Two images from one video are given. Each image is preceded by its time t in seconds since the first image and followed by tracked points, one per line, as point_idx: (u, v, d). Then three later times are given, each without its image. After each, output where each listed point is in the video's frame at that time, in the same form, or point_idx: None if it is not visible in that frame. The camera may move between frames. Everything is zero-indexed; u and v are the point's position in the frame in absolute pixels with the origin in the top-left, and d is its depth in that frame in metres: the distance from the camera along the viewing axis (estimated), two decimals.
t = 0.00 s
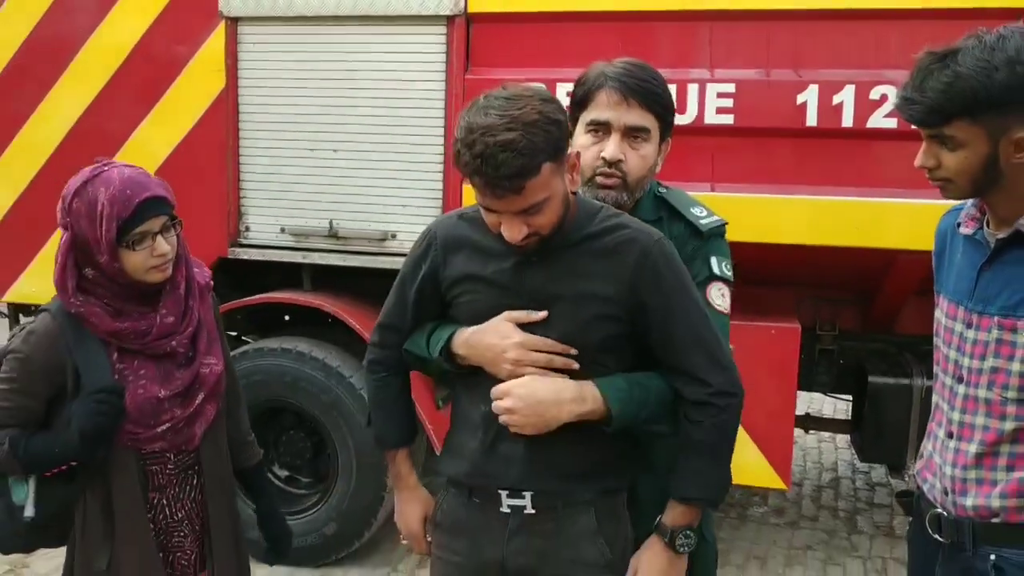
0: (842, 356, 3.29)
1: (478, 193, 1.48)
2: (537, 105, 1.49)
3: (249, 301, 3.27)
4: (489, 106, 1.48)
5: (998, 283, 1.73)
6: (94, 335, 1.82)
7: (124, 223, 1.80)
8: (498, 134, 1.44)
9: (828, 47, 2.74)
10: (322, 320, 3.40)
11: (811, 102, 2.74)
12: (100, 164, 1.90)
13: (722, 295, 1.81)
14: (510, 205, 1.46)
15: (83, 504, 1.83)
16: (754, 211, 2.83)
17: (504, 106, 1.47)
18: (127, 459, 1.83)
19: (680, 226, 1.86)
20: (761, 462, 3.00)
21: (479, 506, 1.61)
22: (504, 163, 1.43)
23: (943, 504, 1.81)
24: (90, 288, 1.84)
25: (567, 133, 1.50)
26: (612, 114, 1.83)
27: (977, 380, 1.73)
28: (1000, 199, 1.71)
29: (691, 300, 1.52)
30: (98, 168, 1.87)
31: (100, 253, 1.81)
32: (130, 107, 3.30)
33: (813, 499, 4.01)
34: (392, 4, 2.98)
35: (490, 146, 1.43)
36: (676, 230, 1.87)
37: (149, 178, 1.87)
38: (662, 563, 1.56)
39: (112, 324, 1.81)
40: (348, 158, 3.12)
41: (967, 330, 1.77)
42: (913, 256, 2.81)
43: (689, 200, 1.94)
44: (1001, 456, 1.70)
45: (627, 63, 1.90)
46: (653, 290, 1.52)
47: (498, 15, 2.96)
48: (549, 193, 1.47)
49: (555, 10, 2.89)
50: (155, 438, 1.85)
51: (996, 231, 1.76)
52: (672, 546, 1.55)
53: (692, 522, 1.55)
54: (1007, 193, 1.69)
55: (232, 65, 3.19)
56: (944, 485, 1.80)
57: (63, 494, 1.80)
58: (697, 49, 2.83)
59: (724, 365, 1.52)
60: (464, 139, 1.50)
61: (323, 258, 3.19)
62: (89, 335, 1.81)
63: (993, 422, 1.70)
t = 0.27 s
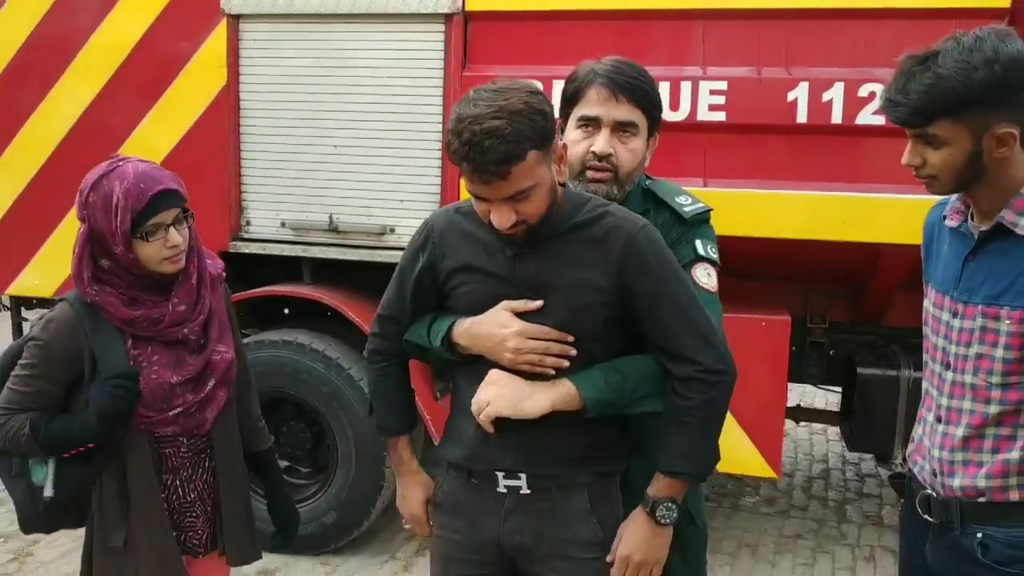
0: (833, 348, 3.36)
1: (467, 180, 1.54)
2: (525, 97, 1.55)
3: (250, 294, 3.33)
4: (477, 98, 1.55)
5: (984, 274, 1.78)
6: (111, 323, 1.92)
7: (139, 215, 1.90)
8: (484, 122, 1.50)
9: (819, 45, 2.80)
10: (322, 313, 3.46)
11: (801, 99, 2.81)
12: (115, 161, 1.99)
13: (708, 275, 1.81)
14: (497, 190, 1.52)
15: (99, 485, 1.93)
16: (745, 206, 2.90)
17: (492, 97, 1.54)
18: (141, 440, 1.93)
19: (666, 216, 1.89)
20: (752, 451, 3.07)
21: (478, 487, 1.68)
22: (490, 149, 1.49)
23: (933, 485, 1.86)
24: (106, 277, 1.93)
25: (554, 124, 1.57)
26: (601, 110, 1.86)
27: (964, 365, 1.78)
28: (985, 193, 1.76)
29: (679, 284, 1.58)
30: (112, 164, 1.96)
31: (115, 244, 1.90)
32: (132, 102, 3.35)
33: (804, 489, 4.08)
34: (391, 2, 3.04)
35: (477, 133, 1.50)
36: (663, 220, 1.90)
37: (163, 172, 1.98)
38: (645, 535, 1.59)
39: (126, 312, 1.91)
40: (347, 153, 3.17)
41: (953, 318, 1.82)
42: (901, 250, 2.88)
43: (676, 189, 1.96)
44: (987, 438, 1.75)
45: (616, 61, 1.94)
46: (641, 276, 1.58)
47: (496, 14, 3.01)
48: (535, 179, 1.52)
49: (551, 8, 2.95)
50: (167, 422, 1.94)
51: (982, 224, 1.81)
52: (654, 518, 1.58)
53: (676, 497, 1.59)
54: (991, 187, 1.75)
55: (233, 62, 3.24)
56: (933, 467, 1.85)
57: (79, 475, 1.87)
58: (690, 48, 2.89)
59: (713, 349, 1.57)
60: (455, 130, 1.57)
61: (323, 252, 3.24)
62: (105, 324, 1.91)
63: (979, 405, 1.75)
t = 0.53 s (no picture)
0: (821, 339, 3.42)
1: (453, 165, 1.61)
2: (510, 86, 1.62)
3: (250, 285, 3.40)
4: (464, 87, 1.62)
5: (962, 261, 1.74)
6: (117, 307, 1.99)
7: (146, 202, 1.97)
8: (468, 108, 1.57)
9: (806, 42, 2.87)
10: (321, 304, 3.53)
11: (789, 95, 2.87)
12: (120, 151, 2.07)
13: (692, 260, 1.88)
14: (481, 174, 1.58)
15: (103, 466, 1.99)
16: (734, 199, 2.97)
17: (478, 87, 1.61)
18: (144, 420, 1.99)
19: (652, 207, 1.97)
20: (740, 439, 3.15)
21: (468, 466, 1.75)
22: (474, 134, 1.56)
23: (916, 464, 1.82)
24: (114, 264, 2.02)
25: (538, 112, 1.63)
26: (587, 104, 1.93)
27: (944, 349, 1.74)
28: (961, 184, 1.72)
29: (661, 269, 1.65)
30: (120, 154, 2.04)
31: (123, 230, 1.98)
32: (134, 96, 3.41)
33: (793, 479, 4.16)
34: None
35: (462, 119, 1.57)
36: (649, 210, 1.99)
37: (168, 161, 2.05)
38: (626, 509, 1.66)
39: (132, 297, 1.98)
40: (345, 147, 3.24)
41: (933, 305, 1.79)
42: (886, 242, 2.95)
43: (663, 179, 2.05)
44: (967, 419, 1.70)
45: (604, 55, 2.00)
46: (624, 262, 1.65)
47: (491, 10, 3.08)
48: (517, 164, 1.59)
49: (545, 5, 3.02)
50: (170, 403, 2.01)
51: (958, 214, 1.76)
52: (634, 492, 1.65)
53: (656, 473, 1.66)
54: (969, 181, 1.70)
55: (233, 57, 3.30)
56: (916, 447, 1.80)
57: (85, 452, 1.95)
58: (681, 44, 2.96)
59: (693, 333, 1.64)
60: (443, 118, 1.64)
61: (321, 243, 3.31)
62: (111, 308, 1.98)
63: (958, 388, 1.71)
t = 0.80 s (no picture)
0: (809, 329, 3.53)
1: (441, 152, 1.70)
2: (495, 80, 1.72)
3: (252, 275, 3.48)
4: (452, 81, 1.72)
5: (935, 248, 1.81)
6: (124, 291, 2.07)
7: (157, 187, 2.06)
8: (454, 98, 1.67)
9: (794, 39, 2.95)
10: (321, 294, 3.62)
11: (778, 91, 2.95)
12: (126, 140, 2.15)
13: (679, 245, 1.97)
14: (466, 161, 1.67)
15: (110, 445, 2.07)
16: (722, 192, 3.05)
17: (465, 80, 1.71)
18: (149, 400, 2.07)
19: (640, 195, 2.06)
20: (729, 425, 3.24)
21: (463, 444, 1.85)
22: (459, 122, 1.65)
23: (894, 441, 1.88)
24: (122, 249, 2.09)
25: (522, 105, 1.72)
26: (578, 98, 1.99)
27: (918, 331, 1.82)
28: (934, 174, 1.79)
29: (640, 255, 1.72)
30: (128, 144, 2.12)
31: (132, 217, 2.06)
32: (138, 91, 3.48)
33: (784, 467, 4.25)
34: None
35: (448, 108, 1.66)
36: (638, 199, 2.08)
37: (174, 150, 2.14)
38: (610, 482, 1.76)
39: (138, 282, 2.06)
40: (344, 141, 3.32)
41: (909, 290, 1.86)
42: (870, 235, 3.03)
43: (652, 168, 2.13)
44: (939, 397, 1.77)
45: (595, 51, 2.07)
46: (605, 248, 1.73)
47: (488, 8, 3.15)
48: (501, 153, 1.67)
49: (540, 3, 3.09)
50: (174, 383, 2.09)
51: (933, 202, 1.83)
52: (619, 467, 1.75)
53: (639, 449, 1.75)
54: (940, 171, 1.78)
55: (235, 53, 3.38)
56: (894, 425, 1.87)
57: (92, 430, 2.03)
58: (672, 41, 3.04)
59: (669, 316, 1.70)
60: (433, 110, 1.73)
61: (321, 235, 3.39)
62: (119, 292, 2.06)
63: (931, 367, 1.78)
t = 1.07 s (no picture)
0: (802, 324, 3.59)
1: (439, 148, 1.77)
2: (491, 80, 1.80)
3: (257, 271, 3.56)
4: (450, 81, 1.80)
5: (917, 242, 1.88)
6: (133, 283, 2.13)
7: (167, 181, 2.12)
8: (451, 96, 1.74)
9: (785, 41, 3.02)
10: (323, 290, 3.69)
11: (769, 91, 3.02)
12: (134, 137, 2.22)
13: (667, 238, 2.02)
14: (463, 156, 1.74)
15: (118, 434, 2.10)
16: (715, 190, 3.13)
17: (461, 80, 1.79)
18: (160, 389, 2.13)
19: (629, 192, 2.12)
20: (722, 418, 3.32)
21: (461, 431, 1.92)
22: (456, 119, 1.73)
23: (875, 426, 1.96)
24: (132, 242, 2.15)
25: (516, 104, 1.80)
26: (567, 100, 2.06)
27: (900, 322, 1.90)
28: (917, 172, 1.86)
29: (627, 250, 1.81)
30: (136, 141, 2.18)
31: (142, 210, 2.12)
32: (144, 90, 3.56)
33: (777, 460, 4.33)
34: None
35: (445, 106, 1.74)
36: (628, 195, 2.14)
37: (182, 146, 2.21)
38: (598, 470, 1.83)
39: (148, 273, 2.12)
40: (346, 139, 3.39)
41: (892, 283, 1.94)
42: (860, 232, 3.11)
43: (642, 164, 2.18)
44: (918, 384, 1.84)
45: (581, 54, 2.13)
46: (594, 243, 1.81)
47: (487, 9, 3.23)
48: (496, 149, 1.75)
49: (538, 4, 3.17)
50: (184, 372, 2.14)
51: (915, 198, 1.91)
52: (606, 455, 1.82)
53: (625, 437, 1.82)
54: (923, 169, 1.85)
55: (240, 53, 3.46)
56: (875, 411, 1.95)
57: (102, 418, 2.06)
58: (667, 42, 3.11)
59: (652, 308, 1.77)
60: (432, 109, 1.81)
61: (324, 231, 3.46)
62: (129, 285, 2.12)
63: (911, 356, 1.86)
